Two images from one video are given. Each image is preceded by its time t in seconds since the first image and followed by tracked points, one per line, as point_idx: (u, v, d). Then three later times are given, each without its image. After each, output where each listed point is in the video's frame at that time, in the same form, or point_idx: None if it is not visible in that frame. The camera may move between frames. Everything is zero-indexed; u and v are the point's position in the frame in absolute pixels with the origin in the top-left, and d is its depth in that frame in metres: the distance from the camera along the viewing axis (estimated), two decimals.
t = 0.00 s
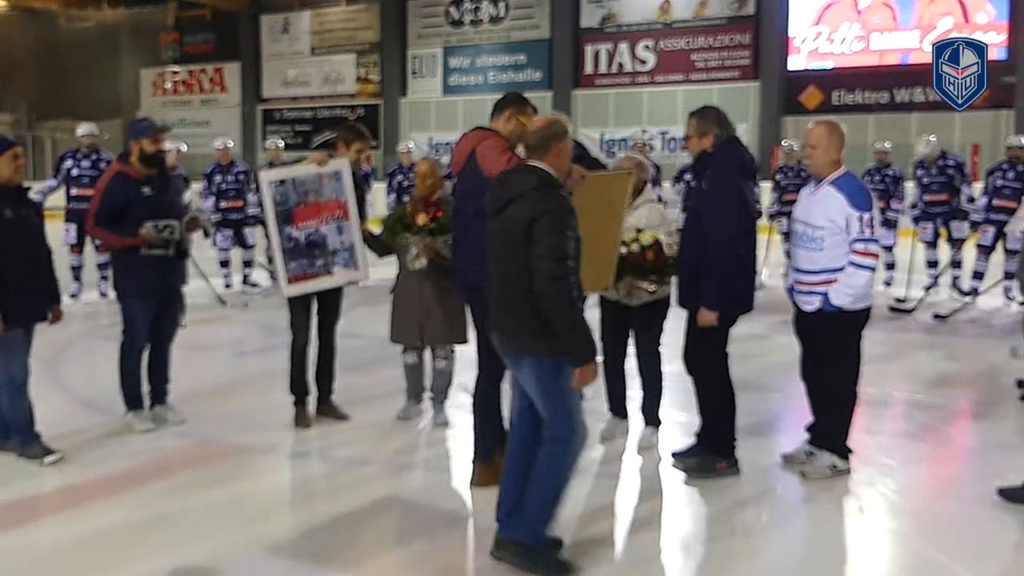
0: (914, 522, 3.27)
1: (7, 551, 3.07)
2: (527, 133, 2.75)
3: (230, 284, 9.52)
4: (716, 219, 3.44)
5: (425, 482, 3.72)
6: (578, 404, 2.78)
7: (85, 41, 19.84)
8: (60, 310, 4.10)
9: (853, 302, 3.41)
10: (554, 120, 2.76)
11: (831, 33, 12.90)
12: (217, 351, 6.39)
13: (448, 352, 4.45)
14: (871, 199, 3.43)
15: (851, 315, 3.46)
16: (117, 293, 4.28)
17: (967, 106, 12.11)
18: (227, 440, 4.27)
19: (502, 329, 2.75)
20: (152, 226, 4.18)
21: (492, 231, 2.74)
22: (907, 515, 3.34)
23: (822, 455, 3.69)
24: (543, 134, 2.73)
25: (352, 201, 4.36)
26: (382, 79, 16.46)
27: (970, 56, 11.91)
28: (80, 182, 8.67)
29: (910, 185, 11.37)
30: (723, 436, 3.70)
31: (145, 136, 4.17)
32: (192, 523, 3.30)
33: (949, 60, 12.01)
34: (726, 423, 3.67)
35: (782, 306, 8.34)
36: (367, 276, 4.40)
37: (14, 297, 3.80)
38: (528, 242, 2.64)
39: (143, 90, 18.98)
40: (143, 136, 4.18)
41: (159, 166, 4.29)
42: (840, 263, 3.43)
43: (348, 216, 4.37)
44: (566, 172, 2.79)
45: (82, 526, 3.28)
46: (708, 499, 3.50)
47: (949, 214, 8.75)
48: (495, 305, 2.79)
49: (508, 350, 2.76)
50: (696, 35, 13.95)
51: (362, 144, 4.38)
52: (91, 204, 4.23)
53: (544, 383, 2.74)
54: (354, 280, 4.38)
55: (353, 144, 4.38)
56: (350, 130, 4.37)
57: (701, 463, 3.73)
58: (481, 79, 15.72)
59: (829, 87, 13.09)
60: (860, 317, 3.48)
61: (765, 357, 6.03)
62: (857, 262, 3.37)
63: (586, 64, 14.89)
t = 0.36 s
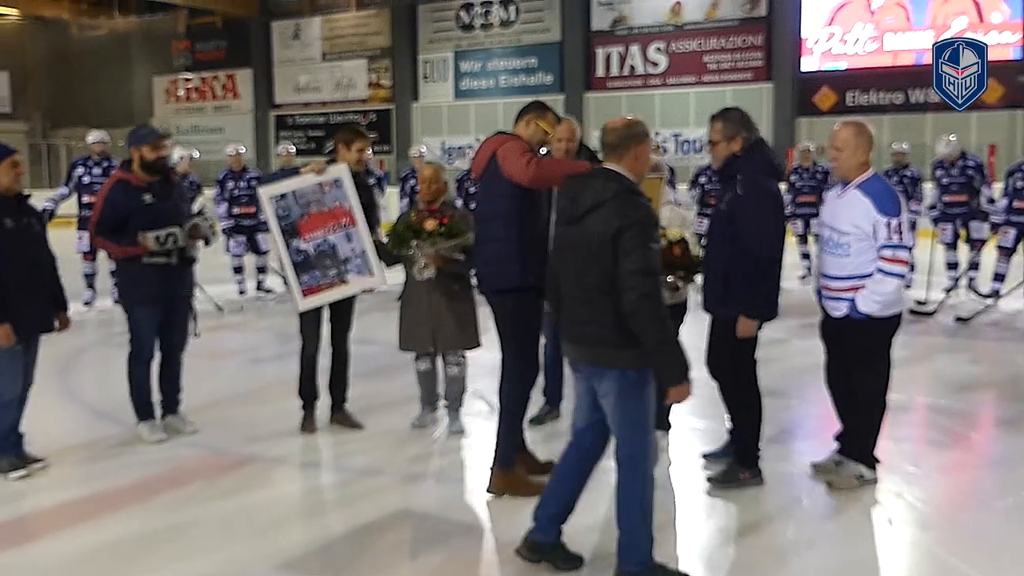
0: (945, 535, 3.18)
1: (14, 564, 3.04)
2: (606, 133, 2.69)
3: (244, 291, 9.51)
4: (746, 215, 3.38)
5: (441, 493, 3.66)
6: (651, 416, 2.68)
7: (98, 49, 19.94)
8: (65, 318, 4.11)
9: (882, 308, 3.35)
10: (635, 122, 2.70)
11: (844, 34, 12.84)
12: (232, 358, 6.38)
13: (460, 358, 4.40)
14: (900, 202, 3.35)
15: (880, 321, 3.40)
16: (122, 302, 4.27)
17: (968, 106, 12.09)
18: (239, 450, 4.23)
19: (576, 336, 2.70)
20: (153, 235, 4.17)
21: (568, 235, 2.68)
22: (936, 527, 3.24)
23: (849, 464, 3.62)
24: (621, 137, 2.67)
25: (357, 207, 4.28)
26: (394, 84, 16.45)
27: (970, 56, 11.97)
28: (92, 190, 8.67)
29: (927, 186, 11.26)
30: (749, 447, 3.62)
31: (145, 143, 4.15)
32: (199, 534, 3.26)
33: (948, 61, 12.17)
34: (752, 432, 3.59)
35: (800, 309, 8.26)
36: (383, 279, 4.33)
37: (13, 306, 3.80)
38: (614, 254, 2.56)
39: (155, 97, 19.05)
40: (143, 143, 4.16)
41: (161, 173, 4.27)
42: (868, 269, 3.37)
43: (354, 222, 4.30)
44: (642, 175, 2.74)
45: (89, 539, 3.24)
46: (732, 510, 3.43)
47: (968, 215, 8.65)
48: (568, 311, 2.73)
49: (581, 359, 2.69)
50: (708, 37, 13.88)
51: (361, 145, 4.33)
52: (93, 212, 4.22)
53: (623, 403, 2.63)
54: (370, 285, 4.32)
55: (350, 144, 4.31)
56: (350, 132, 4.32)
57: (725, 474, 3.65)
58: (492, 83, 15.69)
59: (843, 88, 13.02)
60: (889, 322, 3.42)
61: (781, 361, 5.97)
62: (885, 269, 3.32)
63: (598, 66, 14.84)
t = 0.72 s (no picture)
0: (990, 557, 3.08)
1: None
2: (697, 141, 2.57)
3: (267, 299, 9.51)
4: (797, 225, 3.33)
5: (469, 507, 3.61)
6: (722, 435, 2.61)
7: (122, 59, 20.08)
8: (82, 325, 4.12)
9: (924, 317, 3.26)
10: (724, 131, 2.59)
11: (868, 38, 12.71)
12: (255, 368, 6.36)
13: (486, 369, 4.36)
14: (943, 209, 3.29)
15: (922, 331, 3.31)
16: (145, 314, 4.26)
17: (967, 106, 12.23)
18: (263, 462, 4.20)
19: (661, 352, 2.58)
20: (164, 245, 4.16)
21: (654, 248, 2.55)
22: (982, 549, 3.15)
23: (889, 480, 3.53)
24: (713, 146, 2.55)
25: (373, 215, 4.24)
26: (415, 92, 16.47)
27: (970, 56, 12.10)
28: (116, 200, 8.70)
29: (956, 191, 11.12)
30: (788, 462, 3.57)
31: (168, 154, 4.15)
32: (224, 548, 3.23)
33: (949, 61, 12.31)
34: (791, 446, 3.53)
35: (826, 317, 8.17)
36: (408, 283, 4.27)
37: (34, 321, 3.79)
38: (723, 266, 2.46)
39: (179, 106, 19.18)
40: (165, 154, 4.16)
41: (183, 185, 4.26)
42: (909, 277, 3.29)
43: (372, 230, 4.25)
44: (729, 187, 2.63)
45: (114, 553, 3.21)
46: (769, 525, 3.37)
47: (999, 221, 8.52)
48: (650, 326, 2.61)
49: (665, 376, 2.58)
50: (730, 42, 13.79)
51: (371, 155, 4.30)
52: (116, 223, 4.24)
53: (703, 421, 2.56)
54: (396, 291, 4.27)
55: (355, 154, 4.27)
56: (355, 140, 4.26)
57: (762, 489, 3.59)
58: (513, 90, 15.66)
59: (868, 92, 12.88)
60: (934, 335, 3.33)
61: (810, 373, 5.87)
62: (926, 276, 3.25)
63: (619, 73, 14.79)
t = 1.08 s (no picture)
0: None
1: None
2: (770, 147, 2.53)
3: (295, 310, 9.52)
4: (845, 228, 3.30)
5: (501, 524, 3.56)
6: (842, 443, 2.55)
7: (152, 71, 20.26)
8: (113, 340, 4.12)
9: (984, 324, 3.19)
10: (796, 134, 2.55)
11: (899, 44, 12.64)
12: (283, 380, 6.36)
13: (523, 382, 4.35)
14: (1001, 211, 3.21)
15: (983, 342, 3.24)
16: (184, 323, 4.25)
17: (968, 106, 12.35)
18: (293, 479, 4.17)
19: (755, 364, 2.54)
20: (205, 253, 4.15)
21: (738, 258, 2.53)
22: None
23: (940, 498, 3.45)
24: (787, 151, 2.51)
25: (398, 226, 4.19)
26: (441, 101, 16.50)
27: (970, 55, 12.26)
28: (147, 210, 8.74)
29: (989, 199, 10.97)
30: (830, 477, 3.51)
31: (210, 166, 4.18)
32: (255, 566, 3.19)
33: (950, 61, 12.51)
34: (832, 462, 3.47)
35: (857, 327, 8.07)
36: (437, 294, 4.18)
37: (64, 333, 3.79)
38: (813, 271, 2.42)
39: (208, 117, 19.33)
40: (209, 165, 4.20)
41: (224, 197, 4.28)
42: (969, 283, 3.22)
43: (397, 240, 4.20)
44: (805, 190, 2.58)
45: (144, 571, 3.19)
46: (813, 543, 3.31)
47: None
48: (743, 337, 2.57)
49: (764, 388, 2.54)
50: (759, 49, 13.70)
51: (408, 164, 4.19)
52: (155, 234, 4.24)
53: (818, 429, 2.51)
54: (424, 302, 4.19)
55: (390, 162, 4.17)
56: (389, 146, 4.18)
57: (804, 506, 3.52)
58: (539, 99, 15.64)
59: (898, 99, 12.75)
60: (990, 345, 3.25)
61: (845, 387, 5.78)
62: (987, 281, 3.18)
63: (646, 81, 14.73)
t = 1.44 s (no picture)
0: None
1: None
2: (864, 150, 2.45)
3: (319, 319, 9.47)
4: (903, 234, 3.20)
5: (531, 542, 3.46)
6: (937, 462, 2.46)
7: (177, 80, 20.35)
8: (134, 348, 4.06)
9: None
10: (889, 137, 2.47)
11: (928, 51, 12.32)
12: (308, 391, 6.28)
13: (554, 394, 4.26)
14: None
15: None
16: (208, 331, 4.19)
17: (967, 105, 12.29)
18: (317, 492, 4.09)
19: (847, 377, 2.45)
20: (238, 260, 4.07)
21: (826, 264, 2.45)
22: None
23: (1012, 529, 3.27)
24: (882, 155, 2.43)
25: (432, 233, 4.07)
26: (465, 109, 16.47)
27: (970, 55, 12.13)
28: (171, 218, 8.72)
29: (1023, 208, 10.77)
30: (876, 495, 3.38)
31: (241, 172, 4.11)
32: None
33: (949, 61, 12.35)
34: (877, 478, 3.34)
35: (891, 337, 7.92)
36: (475, 302, 4.08)
37: (86, 342, 3.74)
38: (913, 281, 2.34)
39: (232, 125, 19.39)
40: (239, 170, 4.13)
41: (253, 202, 4.23)
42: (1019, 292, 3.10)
43: (433, 248, 4.09)
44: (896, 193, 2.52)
45: None
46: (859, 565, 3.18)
47: None
48: (833, 349, 2.49)
49: (850, 403, 2.46)
50: (786, 56, 13.56)
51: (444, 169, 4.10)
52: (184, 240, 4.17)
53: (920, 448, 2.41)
54: (463, 310, 4.08)
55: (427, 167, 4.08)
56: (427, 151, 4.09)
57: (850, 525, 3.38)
58: (564, 107, 15.57)
59: (927, 107, 12.55)
60: None
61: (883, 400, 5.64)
62: None
63: (672, 88, 14.61)
